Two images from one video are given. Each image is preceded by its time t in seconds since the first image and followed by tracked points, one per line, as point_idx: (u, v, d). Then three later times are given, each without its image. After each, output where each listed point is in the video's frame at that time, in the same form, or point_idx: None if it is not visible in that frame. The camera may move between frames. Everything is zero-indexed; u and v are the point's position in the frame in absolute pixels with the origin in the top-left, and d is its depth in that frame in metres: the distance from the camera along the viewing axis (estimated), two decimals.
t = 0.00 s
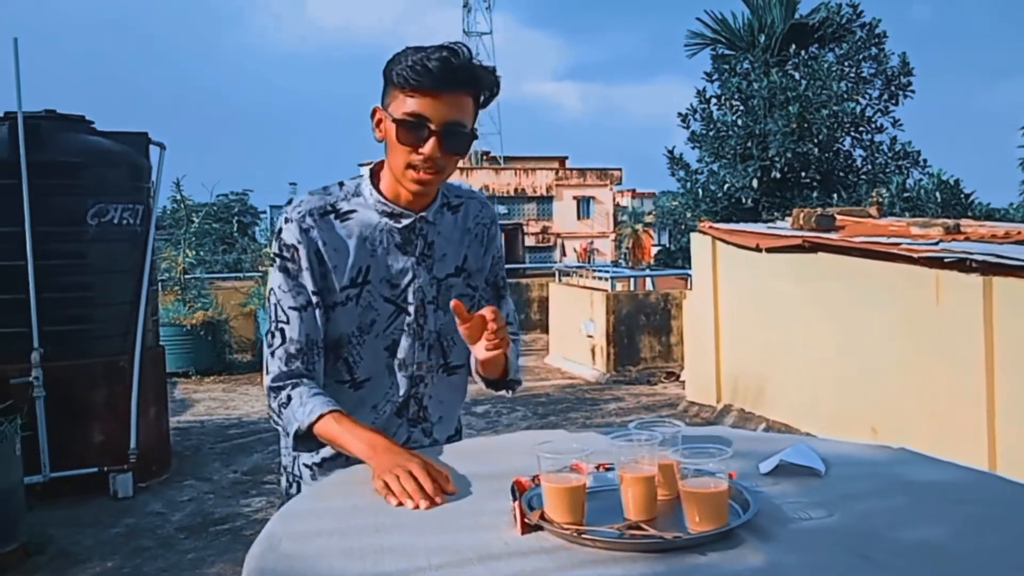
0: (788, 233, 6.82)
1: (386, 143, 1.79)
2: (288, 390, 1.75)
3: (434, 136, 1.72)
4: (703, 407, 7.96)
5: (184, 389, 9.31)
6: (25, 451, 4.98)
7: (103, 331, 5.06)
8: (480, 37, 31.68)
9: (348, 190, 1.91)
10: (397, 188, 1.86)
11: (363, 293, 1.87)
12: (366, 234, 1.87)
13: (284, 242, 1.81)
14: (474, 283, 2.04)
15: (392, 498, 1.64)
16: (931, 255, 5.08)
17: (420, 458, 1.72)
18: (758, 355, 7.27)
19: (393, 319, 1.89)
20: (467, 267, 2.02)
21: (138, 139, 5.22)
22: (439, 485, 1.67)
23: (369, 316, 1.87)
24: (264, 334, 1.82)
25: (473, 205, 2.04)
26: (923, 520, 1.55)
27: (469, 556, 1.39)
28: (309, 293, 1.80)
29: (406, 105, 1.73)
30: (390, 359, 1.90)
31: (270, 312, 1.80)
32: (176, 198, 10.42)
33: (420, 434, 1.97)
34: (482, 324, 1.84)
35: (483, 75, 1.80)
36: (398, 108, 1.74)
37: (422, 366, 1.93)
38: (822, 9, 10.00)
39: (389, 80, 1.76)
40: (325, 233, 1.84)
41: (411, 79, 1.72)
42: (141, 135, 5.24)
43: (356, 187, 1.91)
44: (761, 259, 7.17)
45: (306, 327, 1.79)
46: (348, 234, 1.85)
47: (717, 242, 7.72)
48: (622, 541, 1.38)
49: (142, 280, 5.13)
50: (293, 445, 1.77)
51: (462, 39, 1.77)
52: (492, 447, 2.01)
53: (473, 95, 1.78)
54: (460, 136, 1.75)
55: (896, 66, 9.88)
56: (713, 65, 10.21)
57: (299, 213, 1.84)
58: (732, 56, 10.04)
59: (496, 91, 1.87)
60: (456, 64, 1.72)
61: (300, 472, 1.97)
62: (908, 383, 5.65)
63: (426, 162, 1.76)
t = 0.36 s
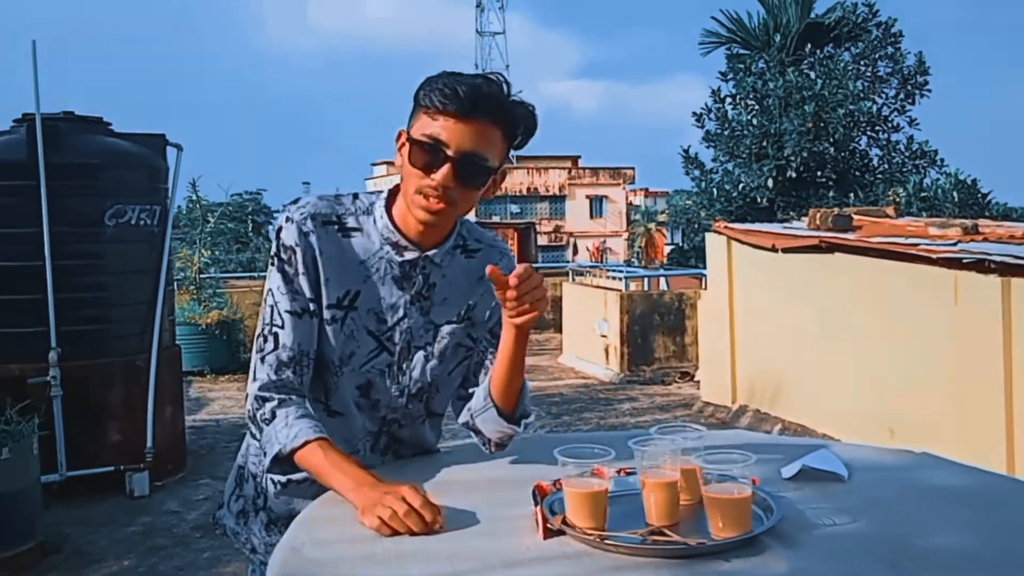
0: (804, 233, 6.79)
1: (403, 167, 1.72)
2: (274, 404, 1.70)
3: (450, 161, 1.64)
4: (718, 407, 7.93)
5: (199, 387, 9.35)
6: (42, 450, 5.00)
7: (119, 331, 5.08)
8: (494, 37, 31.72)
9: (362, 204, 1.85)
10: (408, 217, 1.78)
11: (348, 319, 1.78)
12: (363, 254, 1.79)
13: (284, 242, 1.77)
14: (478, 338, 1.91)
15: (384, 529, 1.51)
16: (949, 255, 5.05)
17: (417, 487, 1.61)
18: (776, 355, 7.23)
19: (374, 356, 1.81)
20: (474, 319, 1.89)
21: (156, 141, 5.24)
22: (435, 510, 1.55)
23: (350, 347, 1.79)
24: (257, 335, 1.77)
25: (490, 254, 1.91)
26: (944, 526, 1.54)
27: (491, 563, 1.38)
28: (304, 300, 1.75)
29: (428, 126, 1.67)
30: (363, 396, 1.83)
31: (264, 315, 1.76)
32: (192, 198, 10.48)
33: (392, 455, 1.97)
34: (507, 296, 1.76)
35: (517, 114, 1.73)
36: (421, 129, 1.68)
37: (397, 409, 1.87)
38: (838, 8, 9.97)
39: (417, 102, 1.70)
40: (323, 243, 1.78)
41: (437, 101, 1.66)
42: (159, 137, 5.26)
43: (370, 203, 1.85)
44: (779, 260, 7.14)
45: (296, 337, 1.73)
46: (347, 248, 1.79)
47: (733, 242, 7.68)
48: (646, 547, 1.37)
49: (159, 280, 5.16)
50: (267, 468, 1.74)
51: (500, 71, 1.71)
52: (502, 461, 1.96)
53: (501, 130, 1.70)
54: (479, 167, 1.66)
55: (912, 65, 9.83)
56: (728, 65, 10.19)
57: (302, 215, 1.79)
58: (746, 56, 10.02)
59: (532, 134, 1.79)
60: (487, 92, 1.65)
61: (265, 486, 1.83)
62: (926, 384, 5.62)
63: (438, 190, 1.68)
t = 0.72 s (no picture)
0: (816, 233, 6.75)
1: (461, 187, 1.67)
2: (281, 407, 1.68)
3: (512, 193, 1.59)
4: (727, 406, 7.90)
5: (209, 386, 9.35)
6: (54, 449, 5.00)
7: (131, 330, 5.08)
8: (502, 38, 31.73)
9: (403, 218, 1.82)
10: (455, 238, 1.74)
11: (379, 336, 1.76)
12: (402, 271, 1.77)
13: (317, 249, 1.74)
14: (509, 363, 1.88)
15: (397, 534, 1.49)
16: (964, 254, 5.00)
17: (429, 493, 1.59)
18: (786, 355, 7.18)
19: (402, 377, 1.78)
20: (509, 345, 1.87)
21: (168, 142, 5.23)
22: (450, 516, 1.52)
23: (377, 364, 1.77)
24: (272, 337, 1.74)
25: (526, 276, 1.88)
26: (967, 531, 1.51)
27: (505, 567, 1.36)
28: (329, 310, 1.72)
29: (498, 152, 1.61)
30: (386, 413, 1.82)
31: (283, 321, 1.72)
32: (202, 198, 10.50)
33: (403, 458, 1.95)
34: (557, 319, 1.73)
35: (590, 158, 1.67)
36: (490, 152, 1.62)
37: (418, 427, 1.87)
38: (851, 7, 9.89)
39: (491, 123, 1.64)
40: (357, 255, 1.75)
41: (514, 127, 1.61)
42: (171, 138, 5.25)
43: (411, 218, 1.82)
44: (789, 259, 7.11)
45: (317, 347, 1.71)
46: (382, 263, 1.76)
47: (743, 242, 7.64)
48: (662, 553, 1.35)
49: (171, 279, 5.15)
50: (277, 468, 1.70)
51: (586, 113, 1.66)
52: (517, 469, 1.95)
53: (569, 171, 1.65)
54: (539, 204, 1.61)
55: (926, 64, 9.77)
56: (739, 64, 10.15)
57: (341, 224, 1.76)
58: (758, 55, 9.98)
59: (600, 180, 1.74)
60: (568, 130, 1.61)
61: (279, 493, 1.82)
62: (936, 386, 5.58)
63: (493, 219, 1.62)
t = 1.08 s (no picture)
0: (825, 233, 6.69)
1: (476, 183, 1.63)
2: (287, 407, 1.65)
3: (531, 185, 1.55)
4: (736, 406, 7.85)
5: (218, 387, 9.33)
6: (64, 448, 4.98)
7: (141, 330, 5.06)
8: (509, 38, 31.68)
9: (419, 215, 1.78)
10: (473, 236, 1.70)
11: (392, 336, 1.72)
12: (418, 270, 1.73)
13: (329, 247, 1.70)
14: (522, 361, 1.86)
15: (403, 536, 1.45)
16: (976, 254, 4.95)
17: (436, 495, 1.56)
18: (795, 356, 7.14)
19: (414, 377, 1.75)
20: (522, 343, 1.84)
21: (177, 142, 5.21)
22: (457, 518, 1.49)
23: (389, 364, 1.73)
24: (280, 336, 1.70)
25: (542, 273, 1.85)
26: (991, 535, 1.47)
27: (515, 571, 1.33)
28: (340, 309, 1.69)
29: (513, 144, 1.58)
30: (397, 415, 1.78)
31: (292, 321, 1.68)
32: (212, 199, 10.50)
33: (411, 459, 1.92)
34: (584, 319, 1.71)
35: (605, 142, 1.64)
36: (505, 146, 1.59)
37: (429, 429, 1.84)
38: (862, 5, 9.80)
39: (503, 116, 1.61)
40: (372, 253, 1.71)
41: (529, 117, 1.57)
42: (179, 138, 5.22)
43: (428, 215, 1.78)
44: (797, 259, 7.06)
45: (326, 347, 1.67)
46: (398, 262, 1.72)
47: (752, 242, 7.59)
48: (677, 558, 1.32)
49: (180, 278, 5.13)
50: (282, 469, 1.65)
51: (597, 96, 1.64)
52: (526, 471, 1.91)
53: (585, 157, 1.62)
54: (559, 193, 1.58)
55: (936, 63, 9.70)
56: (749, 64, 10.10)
57: (356, 222, 1.72)
58: (768, 54, 9.93)
59: (614, 165, 1.71)
60: (584, 116, 1.58)
61: (286, 496, 1.79)
62: (946, 385, 5.52)
63: (513, 214, 1.58)
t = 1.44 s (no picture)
0: (831, 233, 6.66)
1: (478, 179, 1.61)
2: (294, 408, 1.63)
3: (533, 182, 1.54)
4: (740, 407, 7.83)
5: (224, 387, 9.32)
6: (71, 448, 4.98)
7: (148, 330, 5.06)
8: (514, 38, 31.65)
9: (418, 212, 1.77)
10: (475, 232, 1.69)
11: (394, 334, 1.71)
12: (418, 267, 1.72)
13: (329, 244, 1.69)
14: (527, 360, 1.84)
15: (408, 538, 1.44)
16: (983, 254, 4.93)
17: (443, 496, 1.54)
18: (799, 356, 7.11)
19: (418, 376, 1.73)
20: (526, 342, 1.82)
21: (183, 141, 5.20)
22: (464, 519, 1.47)
23: (391, 363, 1.71)
24: (283, 337, 1.69)
25: (546, 271, 1.84)
26: (1003, 538, 1.45)
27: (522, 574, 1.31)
28: (343, 307, 1.68)
29: (516, 140, 1.56)
30: (401, 416, 1.76)
31: (295, 320, 1.67)
32: (218, 199, 10.51)
33: (416, 461, 1.90)
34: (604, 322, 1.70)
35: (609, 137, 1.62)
36: (507, 142, 1.57)
37: (434, 430, 1.82)
38: (868, 3, 9.78)
39: (507, 110, 1.59)
40: (372, 250, 1.70)
41: (531, 114, 1.55)
42: (186, 137, 5.22)
43: (427, 212, 1.77)
44: (802, 260, 7.04)
45: (329, 346, 1.66)
46: (398, 260, 1.72)
47: (757, 242, 7.56)
48: (686, 561, 1.30)
49: (186, 279, 5.12)
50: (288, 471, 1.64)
51: (602, 91, 1.61)
52: (533, 471, 1.89)
53: (588, 153, 1.60)
54: (561, 189, 1.56)
55: (943, 62, 9.67)
56: (755, 63, 10.08)
57: (354, 219, 1.71)
58: (774, 53, 9.91)
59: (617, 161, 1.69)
60: (589, 112, 1.55)
61: (290, 496, 1.77)
62: (951, 385, 5.50)
63: (514, 211, 1.57)
